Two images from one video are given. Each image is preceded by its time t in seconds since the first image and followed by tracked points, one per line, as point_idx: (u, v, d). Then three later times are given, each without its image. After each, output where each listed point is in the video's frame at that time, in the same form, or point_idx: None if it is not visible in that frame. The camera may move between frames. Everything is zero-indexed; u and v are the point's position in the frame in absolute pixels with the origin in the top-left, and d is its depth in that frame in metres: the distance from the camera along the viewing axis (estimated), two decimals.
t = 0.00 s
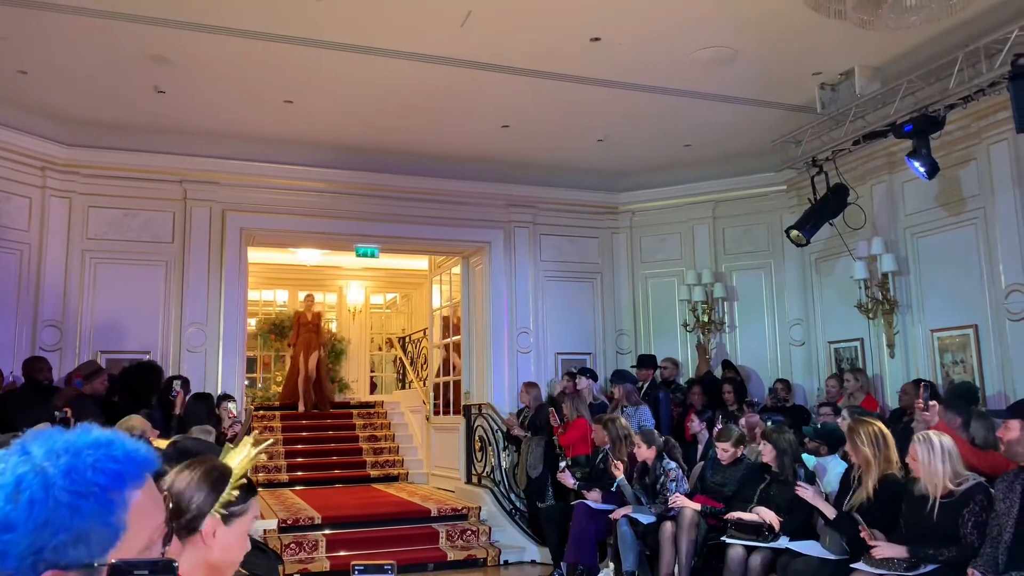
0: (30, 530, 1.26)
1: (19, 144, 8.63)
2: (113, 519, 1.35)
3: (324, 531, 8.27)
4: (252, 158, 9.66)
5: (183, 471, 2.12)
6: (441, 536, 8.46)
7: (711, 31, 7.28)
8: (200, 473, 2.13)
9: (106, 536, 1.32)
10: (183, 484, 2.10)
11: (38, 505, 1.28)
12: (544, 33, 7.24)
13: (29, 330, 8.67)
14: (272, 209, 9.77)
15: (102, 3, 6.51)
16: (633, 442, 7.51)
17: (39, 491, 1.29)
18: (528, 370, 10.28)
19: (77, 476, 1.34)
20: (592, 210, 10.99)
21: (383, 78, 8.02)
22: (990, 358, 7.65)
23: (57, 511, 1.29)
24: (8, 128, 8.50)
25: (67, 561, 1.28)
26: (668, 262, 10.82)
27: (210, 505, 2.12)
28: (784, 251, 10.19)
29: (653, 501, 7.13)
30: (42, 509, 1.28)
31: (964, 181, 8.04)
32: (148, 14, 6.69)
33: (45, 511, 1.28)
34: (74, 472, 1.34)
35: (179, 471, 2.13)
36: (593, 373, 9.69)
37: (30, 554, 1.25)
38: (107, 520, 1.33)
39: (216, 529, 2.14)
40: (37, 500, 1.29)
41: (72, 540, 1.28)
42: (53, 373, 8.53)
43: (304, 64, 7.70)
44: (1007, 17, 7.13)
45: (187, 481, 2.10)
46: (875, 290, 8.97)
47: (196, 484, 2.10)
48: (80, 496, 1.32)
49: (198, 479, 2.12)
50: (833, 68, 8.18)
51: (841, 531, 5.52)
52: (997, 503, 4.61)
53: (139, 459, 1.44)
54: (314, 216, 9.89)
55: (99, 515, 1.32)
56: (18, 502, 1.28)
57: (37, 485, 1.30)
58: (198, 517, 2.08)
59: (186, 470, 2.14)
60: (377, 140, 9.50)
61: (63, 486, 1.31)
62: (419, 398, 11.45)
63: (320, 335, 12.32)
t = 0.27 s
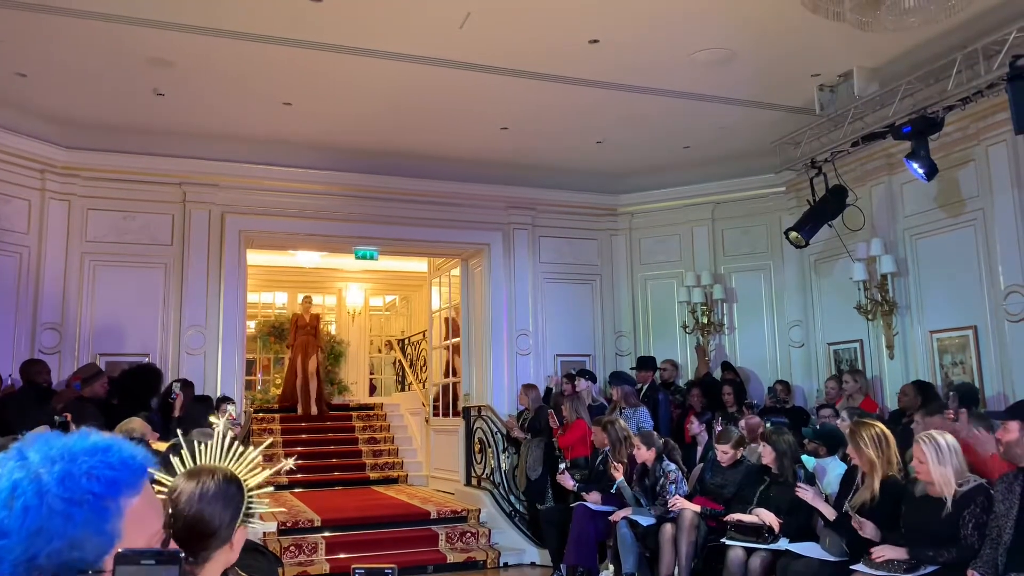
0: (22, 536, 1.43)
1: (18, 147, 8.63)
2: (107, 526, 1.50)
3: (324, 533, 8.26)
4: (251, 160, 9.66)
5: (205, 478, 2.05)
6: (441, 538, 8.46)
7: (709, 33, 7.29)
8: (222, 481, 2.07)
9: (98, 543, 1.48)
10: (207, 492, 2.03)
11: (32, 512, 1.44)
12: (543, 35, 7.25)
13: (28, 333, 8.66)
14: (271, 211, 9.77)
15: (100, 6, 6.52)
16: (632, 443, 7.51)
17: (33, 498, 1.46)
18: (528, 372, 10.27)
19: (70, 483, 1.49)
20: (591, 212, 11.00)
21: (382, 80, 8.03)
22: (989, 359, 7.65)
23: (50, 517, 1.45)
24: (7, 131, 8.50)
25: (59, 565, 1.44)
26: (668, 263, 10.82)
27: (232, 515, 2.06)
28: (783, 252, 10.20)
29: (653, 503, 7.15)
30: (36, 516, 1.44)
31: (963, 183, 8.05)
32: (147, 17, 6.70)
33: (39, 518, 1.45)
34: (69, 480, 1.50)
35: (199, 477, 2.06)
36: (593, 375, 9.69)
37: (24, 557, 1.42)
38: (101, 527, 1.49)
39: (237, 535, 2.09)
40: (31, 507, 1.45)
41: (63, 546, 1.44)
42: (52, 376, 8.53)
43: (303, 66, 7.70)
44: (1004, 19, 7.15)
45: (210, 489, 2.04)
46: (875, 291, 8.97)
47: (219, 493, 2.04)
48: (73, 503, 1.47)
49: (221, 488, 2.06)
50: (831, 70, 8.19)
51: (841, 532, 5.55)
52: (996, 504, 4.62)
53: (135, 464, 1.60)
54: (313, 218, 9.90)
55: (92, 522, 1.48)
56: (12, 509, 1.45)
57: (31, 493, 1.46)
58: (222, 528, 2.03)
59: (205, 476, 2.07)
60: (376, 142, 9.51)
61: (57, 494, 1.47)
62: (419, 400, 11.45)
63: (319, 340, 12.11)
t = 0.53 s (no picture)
0: (23, 546, 1.30)
1: (18, 151, 8.64)
2: (105, 537, 1.39)
3: (324, 536, 8.26)
4: (251, 162, 9.66)
5: (198, 481, 2.06)
6: (441, 541, 8.47)
7: (709, 35, 7.29)
8: (216, 483, 2.07)
9: (98, 555, 1.37)
10: (202, 495, 2.04)
11: (31, 521, 1.32)
12: (542, 38, 7.26)
13: (29, 336, 8.67)
14: (271, 214, 9.78)
15: (100, 9, 6.52)
16: (632, 446, 7.53)
17: (32, 506, 1.34)
18: (528, 375, 10.27)
19: (70, 492, 1.37)
20: (591, 214, 10.99)
21: (382, 83, 8.03)
22: (989, 361, 7.65)
23: (50, 526, 1.33)
24: (8, 134, 8.51)
25: None
26: (668, 266, 10.82)
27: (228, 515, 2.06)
28: (784, 254, 10.19)
29: (654, 505, 7.12)
30: (35, 525, 1.32)
31: (963, 185, 8.05)
32: (147, 20, 6.70)
33: (38, 527, 1.32)
34: (69, 488, 1.37)
35: (192, 479, 2.07)
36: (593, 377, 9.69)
37: (23, 567, 1.29)
38: (101, 539, 1.38)
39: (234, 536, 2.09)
40: (31, 515, 1.33)
41: (64, 554, 1.32)
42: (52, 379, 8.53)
43: (303, 69, 7.71)
44: (1004, 21, 7.15)
45: (204, 491, 2.05)
46: (875, 293, 8.97)
47: (213, 494, 2.04)
48: (73, 513, 1.35)
49: (214, 489, 2.06)
50: (831, 72, 8.20)
51: (841, 534, 5.56)
52: (997, 506, 4.62)
53: (136, 472, 1.48)
54: (313, 221, 9.90)
55: (92, 532, 1.37)
56: (12, 517, 1.33)
57: (31, 501, 1.34)
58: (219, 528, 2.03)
59: (198, 479, 2.08)
60: (376, 146, 9.51)
61: (57, 502, 1.35)
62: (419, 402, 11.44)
63: (320, 345, 11.92)
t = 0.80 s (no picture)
0: (25, 549, 1.54)
1: (19, 154, 8.65)
2: (104, 537, 1.62)
3: (325, 538, 8.26)
4: (251, 165, 9.67)
5: (201, 485, 2.04)
6: (442, 543, 8.48)
7: (708, 37, 7.31)
8: (219, 487, 2.04)
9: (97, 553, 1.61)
10: (208, 500, 2.01)
11: (33, 525, 1.56)
12: (542, 41, 7.28)
13: (29, 339, 8.69)
14: (271, 217, 9.78)
15: (101, 14, 6.54)
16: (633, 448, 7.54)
17: (35, 511, 1.57)
18: (528, 377, 10.26)
19: (72, 497, 1.61)
20: (591, 216, 10.99)
21: (381, 85, 8.05)
22: (989, 362, 7.65)
23: (51, 530, 1.56)
24: (8, 138, 8.52)
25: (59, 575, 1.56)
26: (668, 267, 10.81)
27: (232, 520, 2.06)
28: (784, 256, 10.18)
29: (655, 507, 7.09)
30: (37, 528, 1.56)
31: (962, 186, 8.05)
32: (147, 24, 6.72)
33: (39, 531, 1.56)
34: (70, 493, 1.61)
35: (195, 483, 2.04)
36: (594, 378, 9.68)
37: (26, 568, 1.53)
38: (100, 539, 1.62)
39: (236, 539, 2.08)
40: (32, 520, 1.57)
41: (63, 556, 1.56)
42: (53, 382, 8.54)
43: (303, 73, 7.73)
44: (1002, 22, 7.16)
45: (208, 495, 2.03)
46: (875, 294, 8.97)
47: (218, 499, 2.02)
48: (73, 517, 1.59)
49: (220, 494, 2.04)
50: (830, 73, 8.21)
51: (842, 535, 5.56)
52: (997, 507, 4.62)
53: (135, 477, 1.72)
54: (314, 224, 9.91)
55: (90, 535, 1.60)
56: (13, 522, 1.56)
57: (33, 506, 1.57)
58: (224, 532, 2.02)
59: (201, 483, 2.05)
60: (376, 148, 9.53)
61: (58, 507, 1.59)
62: (420, 404, 11.43)
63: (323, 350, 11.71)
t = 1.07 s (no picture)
0: (24, 553, 1.61)
1: (18, 156, 8.64)
2: (104, 541, 1.68)
3: (325, 539, 8.25)
4: (250, 166, 9.66)
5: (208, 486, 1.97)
6: (442, 544, 8.47)
7: (707, 36, 7.30)
8: (225, 488, 1.98)
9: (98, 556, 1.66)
10: (213, 503, 1.95)
11: (33, 529, 1.62)
12: (541, 40, 7.27)
13: (28, 341, 8.68)
14: (270, 217, 9.77)
15: (99, 15, 6.53)
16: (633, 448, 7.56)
17: (33, 516, 1.64)
18: (528, 377, 10.25)
19: (71, 501, 1.67)
20: (591, 215, 10.97)
21: (380, 85, 8.04)
22: (989, 360, 7.65)
23: (50, 534, 1.63)
24: (7, 140, 8.52)
25: None
26: (667, 267, 10.80)
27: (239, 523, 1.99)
28: (783, 255, 10.17)
29: (655, 506, 7.09)
30: (37, 533, 1.62)
31: (961, 184, 8.05)
32: (146, 25, 6.71)
33: (39, 535, 1.62)
34: (69, 497, 1.67)
35: (200, 485, 1.98)
36: (594, 378, 9.67)
37: (26, 571, 1.61)
38: (101, 542, 1.68)
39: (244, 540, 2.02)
40: (32, 524, 1.63)
41: (62, 560, 1.63)
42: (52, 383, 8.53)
43: (301, 73, 7.72)
44: (1001, 21, 7.17)
45: (214, 497, 1.96)
46: (874, 292, 8.97)
47: (223, 501, 1.96)
48: (72, 521, 1.65)
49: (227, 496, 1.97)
50: (829, 72, 8.21)
51: (842, 534, 5.57)
52: (997, 505, 4.62)
53: (135, 479, 1.79)
54: (312, 224, 9.90)
55: (91, 539, 1.66)
56: (14, 527, 1.64)
57: (32, 510, 1.64)
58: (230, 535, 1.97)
59: (209, 484, 2.00)
60: (375, 149, 9.52)
61: (58, 511, 1.65)
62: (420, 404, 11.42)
63: (325, 355, 11.48)
